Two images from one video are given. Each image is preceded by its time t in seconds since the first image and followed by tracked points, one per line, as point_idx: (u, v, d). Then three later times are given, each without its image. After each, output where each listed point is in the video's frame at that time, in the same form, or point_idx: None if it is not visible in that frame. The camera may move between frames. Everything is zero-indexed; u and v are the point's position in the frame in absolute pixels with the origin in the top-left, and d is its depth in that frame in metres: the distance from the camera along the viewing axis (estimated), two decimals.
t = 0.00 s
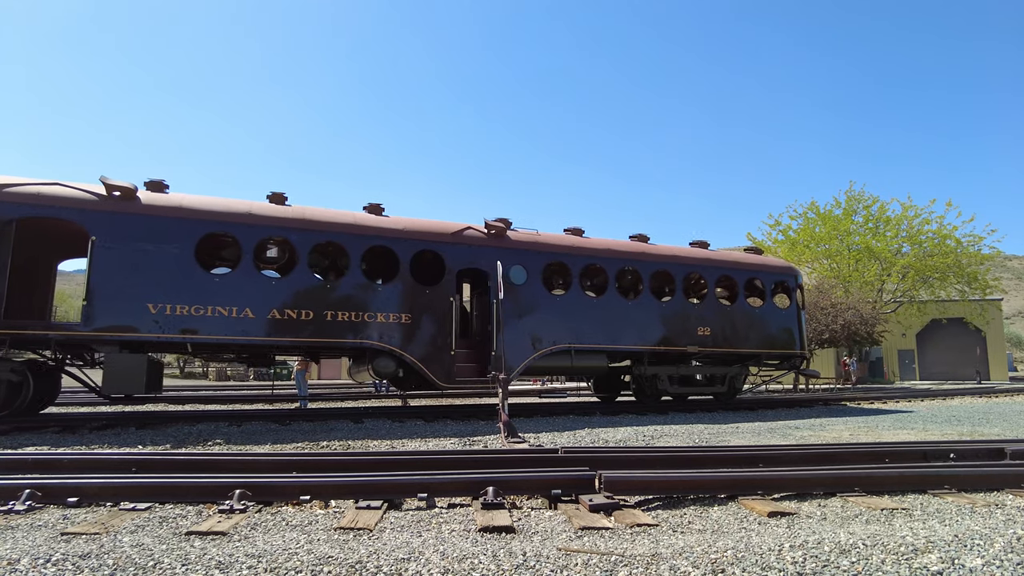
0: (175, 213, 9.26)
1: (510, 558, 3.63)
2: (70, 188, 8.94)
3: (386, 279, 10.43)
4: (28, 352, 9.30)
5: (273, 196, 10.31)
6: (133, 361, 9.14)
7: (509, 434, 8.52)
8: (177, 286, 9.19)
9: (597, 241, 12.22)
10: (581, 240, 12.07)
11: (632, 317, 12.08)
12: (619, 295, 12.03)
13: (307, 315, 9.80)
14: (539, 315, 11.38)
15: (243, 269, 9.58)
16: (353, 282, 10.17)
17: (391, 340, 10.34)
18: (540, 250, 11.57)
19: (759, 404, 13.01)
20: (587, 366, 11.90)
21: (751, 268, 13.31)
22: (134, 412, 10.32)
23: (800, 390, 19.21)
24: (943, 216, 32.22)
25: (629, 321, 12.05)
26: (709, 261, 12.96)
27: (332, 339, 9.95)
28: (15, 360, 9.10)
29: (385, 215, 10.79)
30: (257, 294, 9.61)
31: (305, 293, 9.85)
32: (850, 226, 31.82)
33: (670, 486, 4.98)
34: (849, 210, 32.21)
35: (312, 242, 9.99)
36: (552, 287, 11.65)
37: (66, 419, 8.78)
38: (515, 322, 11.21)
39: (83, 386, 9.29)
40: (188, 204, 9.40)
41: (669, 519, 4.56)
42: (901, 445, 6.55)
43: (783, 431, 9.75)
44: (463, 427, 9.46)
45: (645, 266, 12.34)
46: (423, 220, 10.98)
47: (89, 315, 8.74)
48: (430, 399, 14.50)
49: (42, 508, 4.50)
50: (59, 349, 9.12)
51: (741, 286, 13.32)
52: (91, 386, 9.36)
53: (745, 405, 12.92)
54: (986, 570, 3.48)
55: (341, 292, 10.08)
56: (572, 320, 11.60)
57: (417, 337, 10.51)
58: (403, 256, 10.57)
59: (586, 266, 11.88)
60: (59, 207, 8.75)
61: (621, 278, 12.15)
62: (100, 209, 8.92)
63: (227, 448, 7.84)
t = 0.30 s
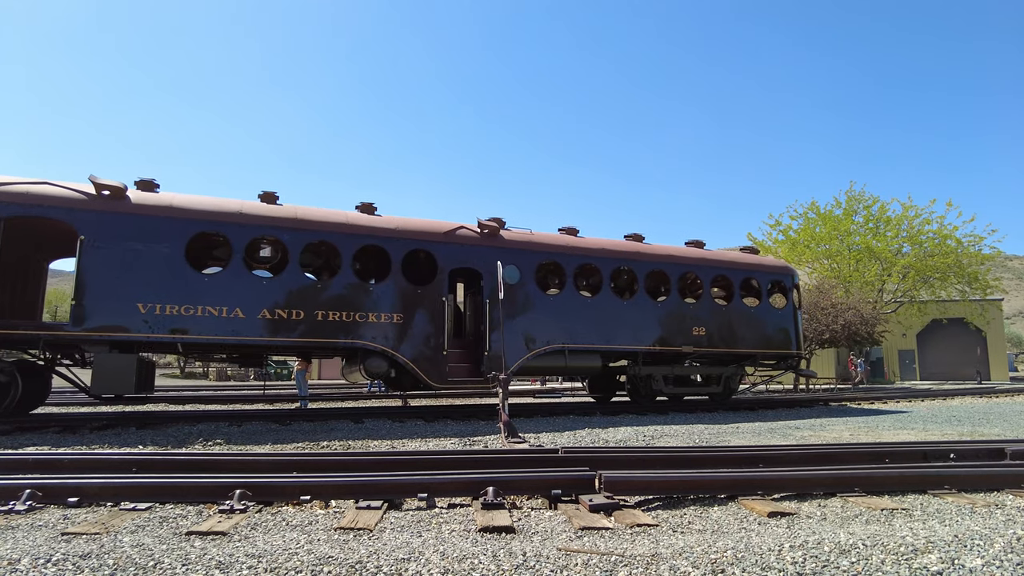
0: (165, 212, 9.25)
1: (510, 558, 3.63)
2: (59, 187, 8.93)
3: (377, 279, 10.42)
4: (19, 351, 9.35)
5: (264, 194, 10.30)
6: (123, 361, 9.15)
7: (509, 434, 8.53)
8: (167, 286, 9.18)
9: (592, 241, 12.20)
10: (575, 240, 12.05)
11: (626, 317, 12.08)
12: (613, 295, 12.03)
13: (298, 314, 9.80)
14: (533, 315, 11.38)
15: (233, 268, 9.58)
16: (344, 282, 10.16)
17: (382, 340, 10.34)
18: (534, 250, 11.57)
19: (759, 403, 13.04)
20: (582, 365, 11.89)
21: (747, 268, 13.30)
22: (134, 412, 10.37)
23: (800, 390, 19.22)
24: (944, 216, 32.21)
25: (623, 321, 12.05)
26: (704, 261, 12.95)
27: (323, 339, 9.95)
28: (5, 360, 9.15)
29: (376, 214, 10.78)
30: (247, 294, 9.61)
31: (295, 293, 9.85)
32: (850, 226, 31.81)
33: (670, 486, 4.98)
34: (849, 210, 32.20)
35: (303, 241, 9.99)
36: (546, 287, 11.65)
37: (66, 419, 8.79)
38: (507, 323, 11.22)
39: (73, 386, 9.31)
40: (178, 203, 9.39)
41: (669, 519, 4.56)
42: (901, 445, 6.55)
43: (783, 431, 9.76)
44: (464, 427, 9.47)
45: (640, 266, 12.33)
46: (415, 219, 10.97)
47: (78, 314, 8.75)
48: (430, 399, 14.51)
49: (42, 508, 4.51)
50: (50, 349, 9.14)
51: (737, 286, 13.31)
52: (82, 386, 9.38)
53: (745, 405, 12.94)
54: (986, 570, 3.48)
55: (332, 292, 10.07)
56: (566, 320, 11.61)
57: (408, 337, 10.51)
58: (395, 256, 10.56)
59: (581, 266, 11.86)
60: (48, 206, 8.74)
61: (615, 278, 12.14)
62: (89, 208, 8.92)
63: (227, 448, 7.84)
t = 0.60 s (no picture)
0: (157, 212, 9.25)
1: (510, 558, 3.63)
2: (50, 187, 8.92)
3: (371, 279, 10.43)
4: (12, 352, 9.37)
5: (258, 194, 10.30)
6: (115, 362, 9.16)
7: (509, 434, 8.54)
8: (159, 286, 9.18)
9: (588, 240, 12.19)
10: (572, 239, 12.04)
11: (622, 317, 12.09)
12: (609, 295, 12.04)
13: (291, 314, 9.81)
14: (529, 315, 11.39)
15: (226, 268, 9.58)
16: (338, 282, 10.16)
17: (377, 340, 10.34)
18: (529, 250, 11.57)
19: (759, 403, 13.07)
20: (577, 365, 11.89)
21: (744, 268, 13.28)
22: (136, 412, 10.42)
23: (800, 390, 19.22)
24: (944, 216, 32.20)
25: (619, 321, 12.05)
26: (701, 260, 12.94)
27: (316, 339, 9.96)
28: None
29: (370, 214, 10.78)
30: (240, 294, 9.62)
31: (289, 293, 9.86)
32: (851, 226, 31.81)
33: (670, 486, 4.99)
34: (850, 210, 32.19)
35: (296, 241, 9.99)
36: (542, 287, 11.66)
37: (67, 419, 8.81)
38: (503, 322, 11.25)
39: (65, 386, 9.31)
40: (171, 203, 9.39)
41: (669, 519, 4.56)
42: (902, 446, 6.55)
43: (783, 431, 9.76)
44: (464, 427, 9.48)
45: (636, 265, 12.32)
46: (410, 219, 10.97)
47: (70, 315, 8.76)
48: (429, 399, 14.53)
49: (43, 508, 4.51)
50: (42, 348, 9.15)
51: (734, 286, 13.30)
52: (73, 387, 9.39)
53: (745, 404, 12.99)
54: (986, 570, 3.48)
55: (325, 292, 10.07)
56: (561, 320, 11.61)
57: (402, 337, 10.51)
58: (390, 256, 10.57)
59: (577, 266, 11.86)
60: (39, 205, 8.73)
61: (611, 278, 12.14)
62: (80, 208, 8.91)
63: (228, 449, 7.85)
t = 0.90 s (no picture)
0: (151, 212, 9.25)
1: (510, 558, 3.64)
2: (44, 186, 8.91)
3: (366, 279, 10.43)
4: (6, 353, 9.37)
5: (253, 194, 10.30)
6: (109, 362, 9.16)
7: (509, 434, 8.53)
8: (153, 286, 9.18)
9: (585, 240, 12.19)
10: (568, 240, 12.03)
11: (619, 317, 12.08)
12: (607, 295, 12.03)
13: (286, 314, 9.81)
14: (525, 315, 11.39)
15: (221, 268, 9.57)
16: (332, 282, 10.16)
17: (372, 340, 10.34)
18: (526, 250, 11.57)
19: (760, 403, 13.11)
20: (574, 365, 11.89)
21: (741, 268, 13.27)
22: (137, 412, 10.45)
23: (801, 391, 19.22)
24: (944, 216, 32.21)
25: (616, 322, 12.04)
26: (699, 261, 12.93)
27: (311, 340, 9.96)
28: None
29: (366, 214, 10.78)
30: (235, 294, 9.62)
31: (284, 293, 9.85)
32: (851, 226, 31.81)
33: (670, 487, 4.98)
34: (850, 210, 32.18)
35: (291, 241, 9.99)
36: (539, 287, 11.65)
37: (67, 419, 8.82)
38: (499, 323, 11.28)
39: (59, 386, 9.30)
40: (166, 203, 9.39)
41: (670, 520, 4.56)
42: (902, 446, 6.55)
43: (783, 432, 9.76)
44: (464, 427, 9.49)
45: (633, 265, 12.31)
46: (406, 219, 10.97)
47: (64, 314, 8.76)
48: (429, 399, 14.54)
49: (44, 508, 4.51)
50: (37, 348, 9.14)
51: (732, 286, 13.30)
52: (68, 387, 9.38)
53: (745, 405, 13.02)
54: (987, 571, 3.48)
55: (320, 292, 10.07)
56: (558, 320, 11.60)
57: (397, 337, 10.51)
58: (385, 256, 10.57)
59: (573, 266, 11.86)
60: (33, 205, 8.73)
61: (608, 278, 12.14)
62: (74, 208, 8.91)
63: (229, 449, 7.86)
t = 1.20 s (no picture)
0: (148, 212, 9.25)
1: (511, 558, 3.64)
2: (40, 186, 8.91)
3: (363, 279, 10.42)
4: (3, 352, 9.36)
5: (250, 194, 10.30)
6: (106, 362, 9.15)
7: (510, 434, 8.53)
8: (150, 286, 9.17)
9: (583, 240, 12.19)
10: (567, 239, 12.03)
11: (618, 317, 12.09)
12: (605, 295, 12.04)
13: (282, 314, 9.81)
14: (524, 315, 11.39)
15: (218, 268, 9.57)
16: (329, 282, 10.15)
17: (370, 340, 10.34)
18: (525, 250, 11.57)
19: (760, 403, 13.13)
20: (573, 365, 11.87)
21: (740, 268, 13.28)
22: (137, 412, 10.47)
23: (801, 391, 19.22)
24: (944, 216, 32.20)
25: (615, 322, 12.04)
26: (697, 260, 12.92)
27: (309, 339, 9.96)
28: None
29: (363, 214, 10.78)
30: (232, 294, 9.62)
31: (281, 293, 9.85)
32: (852, 226, 31.79)
33: (671, 487, 4.98)
34: (850, 210, 32.17)
35: (288, 241, 9.99)
36: (537, 287, 11.65)
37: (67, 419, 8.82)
38: (498, 323, 11.30)
39: (56, 386, 9.28)
40: (163, 203, 9.38)
41: (670, 520, 4.57)
42: (902, 446, 6.55)
43: (784, 432, 9.75)
44: (464, 427, 9.49)
45: (632, 265, 12.31)
46: (403, 219, 10.97)
47: (60, 314, 8.76)
48: (429, 399, 14.54)
49: (44, 508, 4.51)
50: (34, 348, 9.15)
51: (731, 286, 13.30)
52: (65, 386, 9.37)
53: (745, 405, 13.05)
54: (987, 571, 3.48)
55: (317, 292, 10.06)
56: (557, 320, 11.61)
57: (395, 337, 10.51)
58: (383, 256, 10.57)
59: (572, 266, 11.87)
60: (30, 205, 8.72)
61: (607, 278, 12.14)
62: (71, 208, 8.91)
63: (229, 449, 7.86)
